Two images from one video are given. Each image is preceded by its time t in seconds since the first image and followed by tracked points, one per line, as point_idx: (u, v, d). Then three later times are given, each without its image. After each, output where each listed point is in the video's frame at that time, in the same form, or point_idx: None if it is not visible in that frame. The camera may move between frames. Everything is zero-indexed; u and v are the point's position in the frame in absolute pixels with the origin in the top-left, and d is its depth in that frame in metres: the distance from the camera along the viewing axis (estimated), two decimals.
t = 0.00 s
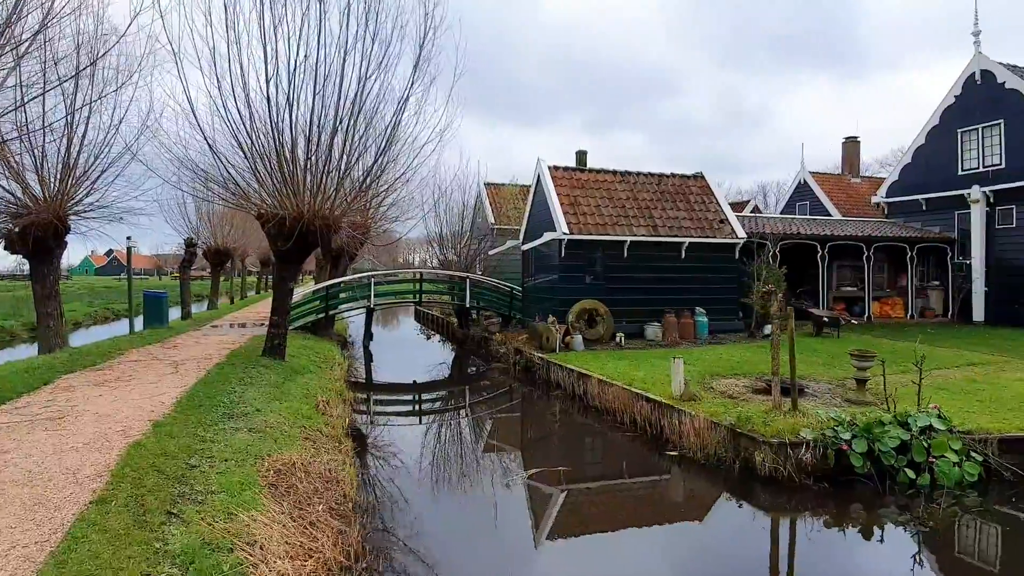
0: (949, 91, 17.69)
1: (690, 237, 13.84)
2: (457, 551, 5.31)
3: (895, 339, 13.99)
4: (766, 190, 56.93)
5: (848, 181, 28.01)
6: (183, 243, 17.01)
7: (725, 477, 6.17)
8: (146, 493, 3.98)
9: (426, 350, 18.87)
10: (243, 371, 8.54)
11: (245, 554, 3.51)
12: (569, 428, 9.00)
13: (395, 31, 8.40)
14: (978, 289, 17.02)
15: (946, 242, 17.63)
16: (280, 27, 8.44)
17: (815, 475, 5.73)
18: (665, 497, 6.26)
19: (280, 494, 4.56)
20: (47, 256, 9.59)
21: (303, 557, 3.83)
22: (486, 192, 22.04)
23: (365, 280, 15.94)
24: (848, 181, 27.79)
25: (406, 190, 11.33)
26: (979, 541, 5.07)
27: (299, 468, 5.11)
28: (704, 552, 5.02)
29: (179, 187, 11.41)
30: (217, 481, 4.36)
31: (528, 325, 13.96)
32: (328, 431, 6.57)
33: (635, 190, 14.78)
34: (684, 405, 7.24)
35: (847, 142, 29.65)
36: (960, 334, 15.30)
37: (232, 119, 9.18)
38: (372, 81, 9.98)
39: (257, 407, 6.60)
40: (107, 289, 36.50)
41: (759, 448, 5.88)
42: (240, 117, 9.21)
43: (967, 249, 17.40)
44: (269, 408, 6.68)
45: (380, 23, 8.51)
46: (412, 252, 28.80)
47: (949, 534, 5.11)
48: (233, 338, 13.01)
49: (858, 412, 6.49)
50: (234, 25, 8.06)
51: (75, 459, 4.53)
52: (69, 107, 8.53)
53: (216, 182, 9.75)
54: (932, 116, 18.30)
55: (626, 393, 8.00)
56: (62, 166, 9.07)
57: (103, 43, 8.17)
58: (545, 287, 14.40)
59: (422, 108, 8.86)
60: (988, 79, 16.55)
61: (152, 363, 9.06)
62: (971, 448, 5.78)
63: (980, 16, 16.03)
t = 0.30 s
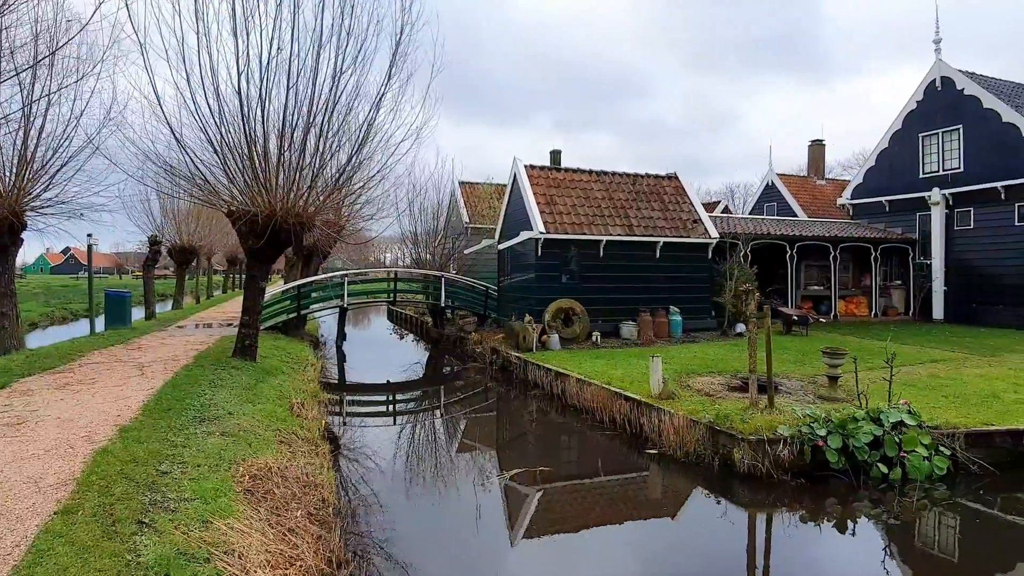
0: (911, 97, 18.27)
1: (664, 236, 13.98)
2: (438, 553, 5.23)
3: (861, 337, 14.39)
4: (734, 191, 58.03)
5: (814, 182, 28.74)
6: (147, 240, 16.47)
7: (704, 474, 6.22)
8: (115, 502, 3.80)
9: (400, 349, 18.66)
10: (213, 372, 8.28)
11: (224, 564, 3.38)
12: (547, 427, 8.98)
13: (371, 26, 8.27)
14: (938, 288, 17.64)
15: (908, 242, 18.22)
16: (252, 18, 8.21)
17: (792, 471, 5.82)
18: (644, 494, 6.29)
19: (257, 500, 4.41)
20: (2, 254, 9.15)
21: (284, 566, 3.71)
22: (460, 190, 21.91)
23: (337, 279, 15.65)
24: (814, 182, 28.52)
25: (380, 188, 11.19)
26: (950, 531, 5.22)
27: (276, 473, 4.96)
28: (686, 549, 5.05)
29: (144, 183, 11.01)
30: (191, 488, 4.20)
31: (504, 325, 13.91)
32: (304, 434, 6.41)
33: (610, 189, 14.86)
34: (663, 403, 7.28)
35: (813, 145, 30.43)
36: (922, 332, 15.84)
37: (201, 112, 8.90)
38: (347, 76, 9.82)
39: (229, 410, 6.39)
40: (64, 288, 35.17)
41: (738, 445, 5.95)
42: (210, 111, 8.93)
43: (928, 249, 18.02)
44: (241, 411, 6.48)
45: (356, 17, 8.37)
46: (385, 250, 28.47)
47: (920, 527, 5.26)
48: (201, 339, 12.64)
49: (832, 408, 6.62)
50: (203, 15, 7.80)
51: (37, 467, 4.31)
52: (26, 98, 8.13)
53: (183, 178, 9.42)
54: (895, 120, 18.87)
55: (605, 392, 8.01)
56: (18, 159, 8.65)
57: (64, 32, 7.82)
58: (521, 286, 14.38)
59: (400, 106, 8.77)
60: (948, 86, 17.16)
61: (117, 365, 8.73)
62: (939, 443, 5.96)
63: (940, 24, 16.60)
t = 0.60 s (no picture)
0: (876, 100, 18.79)
1: (640, 235, 14.06)
2: (417, 557, 5.10)
3: (829, 334, 14.72)
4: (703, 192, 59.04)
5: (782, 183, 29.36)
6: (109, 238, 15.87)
7: (684, 472, 6.23)
8: (78, 512, 3.59)
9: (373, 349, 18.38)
10: (180, 374, 7.98)
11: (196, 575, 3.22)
12: (525, 425, 8.92)
13: (345, 17, 8.09)
14: (901, 287, 18.18)
15: (873, 242, 18.73)
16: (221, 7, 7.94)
17: (771, 467, 5.87)
18: (624, 492, 6.27)
19: (230, 506, 4.23)
20: None
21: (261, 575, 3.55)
22: (434, 188, 21.71)
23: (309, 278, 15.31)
24: (781, 183, 29.13)
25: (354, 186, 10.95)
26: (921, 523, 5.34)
27: (249, 479, 4.77)
28: (668, 546, 5.04)
29: (106, 177, 10.56)
30: (160, 496, 4.00)
31: (480, 324, 13.80)
32: (278, 437, 6.21)
33: (586, 188, 14.88)
34: (642, 401, 7.28)
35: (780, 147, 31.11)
36: (886, 329, 16.29)
37: (167, 104, 8.58)
38: (321, 70, 9.58)
39: (198, 413, 6.15)
40: (18, 288, 33.71)
41: (718, 442, 5.98)
42: (176, 103, 8.61)
43: (891, 249, 18.55)
44: (212, 414, 6.25)
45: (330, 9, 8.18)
46: (356, 249, 28.05)
47: (895, 520, 5.35)
48: (167, 340, 12.22)
49: (808, 404, 6.72)
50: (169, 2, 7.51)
51: None
52: None
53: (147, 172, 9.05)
54: (860, 123, 19.37)
55: (584, 391, 7.97)
56: None
57: (18, 17, 7.43)
58: (497, 285, 14.29)
59: (375, 101, 8.59)
60: (911, 90, 17.70)
61: (77, 367, 8.35)
62: (912, 437, 6.10)
63: (903, 30, 17.11)
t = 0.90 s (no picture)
0: (850, 103, 19.12)
1: (622, 235, 14.05)
2: (405, 563, 4.95)
3: (807, 333, 14.92)
4: (680, 193, 59.66)
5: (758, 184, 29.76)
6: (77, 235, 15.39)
7: (675, 473, 6.18)
8: (48, 528, 3.36)
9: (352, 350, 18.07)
10: (153, 378, 7.68)
11: None
12: (510, 426, 8.81)
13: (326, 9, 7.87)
14: (875, 287, 18.53)
15: (848, 242, 19.06)
16: None
17: (761, 468, 5.86)
18: (613, 493, 6.20)
19: (211, 517, 4.04)
20: None
21: None
22: (414, 187, 21.46)
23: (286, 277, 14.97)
24: (758, 184, 29.53)
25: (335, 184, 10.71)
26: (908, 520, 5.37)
27: (230, 488, 4.57)
28: (661, 548, 4.98)
29: (72, 173, 10.15)
30: (135, 508, 3.79)
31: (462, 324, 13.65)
32: (258, 443, 5.99)
33: (568, 188, 14.82)
34: (631, 402, 7.22)
35: (756, 149, 31.54)
36: (862, 328, 16.58)
37: (139, 96, 8.25)
38: (300, 65, 9.33)
39: (175, 419, 5.90)
40: None
41: (708, 443, 5.94)
42: (149, 96, 8.30)
43: (866, 249, 18.90)
44: (189, 420, 6.00)
45: None
46: (334, 248, 27.61)
47: (883, 519, 5.38)
48: (138, 341, 11.81)
49: (795, 404, 6.74)
50: None
51: None
52: None
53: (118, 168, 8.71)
54: (835, 125, 19.70)
55: (571, 392, 7.89)
56: None
57: None
58: (479, 284, 14.15)
59: (358, 98, 8.38)
60: (885, 94, 18.05)
61: (42, 371, 7.97)
62: (897, 436, 6.14)
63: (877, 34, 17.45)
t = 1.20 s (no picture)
0: (839, 105, 19.29)
1: (615, 234, 14.02)
2: (407, 567, 4.83)
3: (798, 332, 14.99)
4: (667, 194, 59.95)
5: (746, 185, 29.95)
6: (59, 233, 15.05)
7: (678, 473, 6.12)
8: (39, 536, 3.20)
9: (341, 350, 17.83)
10: (141, 379, 7.46)
11: None
12: (506, 426, 8.70)
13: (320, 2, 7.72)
14: (864, 287, 18.70)
15: (836, 243, 19.22)
16: None
17: (765, 467, 5.82)
18: (615, 493, 6.13)
19: (209, 523, 3.89)
20: None
21: None
22: (404, 186, 21.27)
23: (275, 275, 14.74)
24: (745, 185, 29.73)
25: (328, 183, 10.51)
26: (911, 518, 5.36)
27: (227, 492, 4.41)
28: (667, 548, 4.93)
29: (55, 168, 9.87)
30: (130, 514, 3.64)
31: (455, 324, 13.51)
32: (253, 445, 5.83)
33: (561, 187, 14.76)
34: (631, 401, 7.15)
35: (744, 150, 31.77)
36: (851, 327, 16.71)
37: (125, 89, 8.03)
38: (293, 59, 9.14)
39: (166, 421, 5.72)
40: None
41: (712, 442, 5.89)
42: (135, 88, 8.07)
43: (854, 249, 19.07)
44: (181, 423, 5.81)
45: None
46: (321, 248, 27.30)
47: (888, 518, 5.36)
48: (122, 342, 11.52)
49: (796, 403, 6.71)
50: None
51: None
52: None
53: (102, 163, 8.44)
54: (824, 127, 19.85)
55: (570, 392, 7.80)
56: None
57: None
58: (472, 284, 14.03)
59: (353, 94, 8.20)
60: (873, 95, 18.24)
61: (24, 373, 7.71)
62: (899, 435, 6.13)
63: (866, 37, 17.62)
